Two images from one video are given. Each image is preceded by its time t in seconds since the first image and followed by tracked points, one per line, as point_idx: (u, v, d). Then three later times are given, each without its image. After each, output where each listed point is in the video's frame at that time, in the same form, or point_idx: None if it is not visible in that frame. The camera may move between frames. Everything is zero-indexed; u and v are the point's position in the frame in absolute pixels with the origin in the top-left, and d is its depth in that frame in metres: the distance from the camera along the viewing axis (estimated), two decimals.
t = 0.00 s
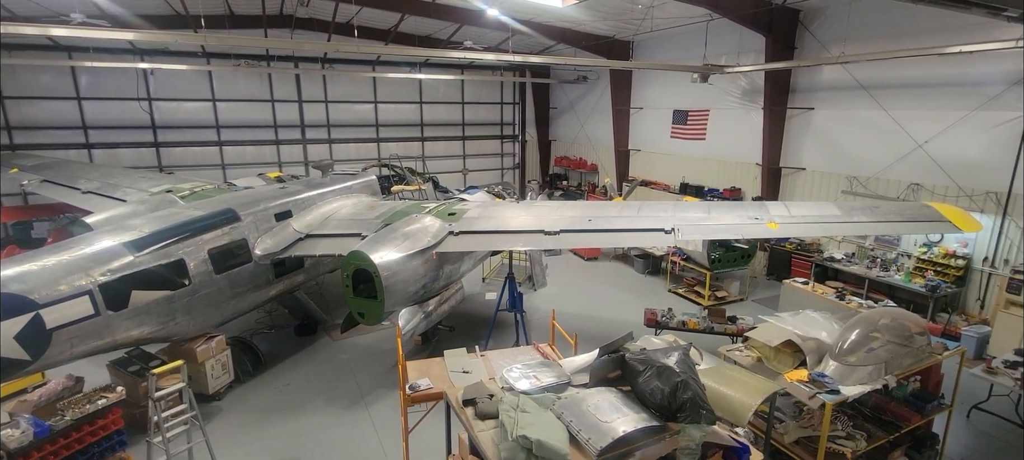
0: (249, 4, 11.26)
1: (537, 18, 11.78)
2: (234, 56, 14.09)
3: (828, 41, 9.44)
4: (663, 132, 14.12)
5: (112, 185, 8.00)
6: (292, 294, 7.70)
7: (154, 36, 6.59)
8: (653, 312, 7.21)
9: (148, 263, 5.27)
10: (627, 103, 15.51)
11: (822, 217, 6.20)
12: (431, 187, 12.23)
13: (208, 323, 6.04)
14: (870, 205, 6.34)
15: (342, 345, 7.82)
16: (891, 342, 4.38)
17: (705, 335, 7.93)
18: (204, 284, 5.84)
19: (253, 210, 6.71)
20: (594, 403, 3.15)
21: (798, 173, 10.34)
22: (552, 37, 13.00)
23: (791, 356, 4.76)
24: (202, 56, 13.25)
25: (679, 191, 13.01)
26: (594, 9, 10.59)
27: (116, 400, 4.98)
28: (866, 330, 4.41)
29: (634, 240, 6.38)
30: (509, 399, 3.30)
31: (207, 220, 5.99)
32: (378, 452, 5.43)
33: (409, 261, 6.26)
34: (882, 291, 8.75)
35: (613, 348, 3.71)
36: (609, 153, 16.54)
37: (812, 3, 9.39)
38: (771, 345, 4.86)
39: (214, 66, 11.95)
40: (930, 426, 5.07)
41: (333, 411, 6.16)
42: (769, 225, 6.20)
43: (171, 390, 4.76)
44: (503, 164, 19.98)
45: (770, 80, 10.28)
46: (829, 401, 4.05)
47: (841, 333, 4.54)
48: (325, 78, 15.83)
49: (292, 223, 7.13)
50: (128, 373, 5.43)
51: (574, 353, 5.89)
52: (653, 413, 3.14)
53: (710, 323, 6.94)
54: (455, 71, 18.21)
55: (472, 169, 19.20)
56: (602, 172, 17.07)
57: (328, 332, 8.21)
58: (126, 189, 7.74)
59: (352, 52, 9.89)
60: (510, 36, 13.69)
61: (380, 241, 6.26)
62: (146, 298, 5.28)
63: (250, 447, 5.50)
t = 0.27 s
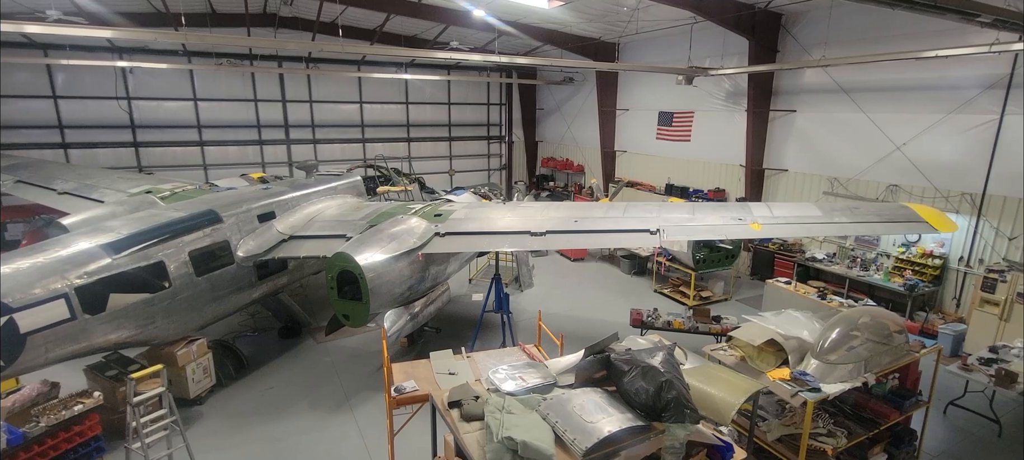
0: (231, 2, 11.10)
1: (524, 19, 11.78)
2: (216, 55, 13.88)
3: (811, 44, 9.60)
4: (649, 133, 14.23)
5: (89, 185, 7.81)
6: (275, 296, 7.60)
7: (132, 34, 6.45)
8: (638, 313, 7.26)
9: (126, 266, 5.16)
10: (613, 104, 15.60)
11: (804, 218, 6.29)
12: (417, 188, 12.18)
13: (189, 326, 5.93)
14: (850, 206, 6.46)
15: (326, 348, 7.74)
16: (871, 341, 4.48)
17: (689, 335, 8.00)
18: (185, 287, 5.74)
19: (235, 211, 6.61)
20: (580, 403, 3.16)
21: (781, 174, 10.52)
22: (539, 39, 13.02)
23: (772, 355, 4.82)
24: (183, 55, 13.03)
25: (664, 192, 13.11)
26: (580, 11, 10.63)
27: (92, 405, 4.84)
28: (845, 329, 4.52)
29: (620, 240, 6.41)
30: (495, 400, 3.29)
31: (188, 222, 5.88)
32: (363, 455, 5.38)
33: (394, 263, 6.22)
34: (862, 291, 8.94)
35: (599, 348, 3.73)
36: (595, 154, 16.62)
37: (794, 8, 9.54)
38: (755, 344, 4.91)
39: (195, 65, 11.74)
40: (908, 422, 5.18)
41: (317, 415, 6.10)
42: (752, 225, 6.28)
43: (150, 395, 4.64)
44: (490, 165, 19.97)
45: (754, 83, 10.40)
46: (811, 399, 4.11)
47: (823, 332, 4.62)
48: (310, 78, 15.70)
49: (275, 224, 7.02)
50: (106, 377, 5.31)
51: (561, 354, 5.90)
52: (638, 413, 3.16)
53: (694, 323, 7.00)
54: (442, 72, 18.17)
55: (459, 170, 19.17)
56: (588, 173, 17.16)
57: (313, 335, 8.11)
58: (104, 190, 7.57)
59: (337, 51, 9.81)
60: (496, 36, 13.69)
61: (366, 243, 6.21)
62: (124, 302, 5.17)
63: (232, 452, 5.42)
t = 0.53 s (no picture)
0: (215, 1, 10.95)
1: (512, 19, 11.79)
2: (199, 54, 13.68)
3: (796, 46, 9.72)
4: (637, 134, 14.31)
5: (69, 186, 7.66)
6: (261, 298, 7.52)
7: (114, 32, 6.34)
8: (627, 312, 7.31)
9: (108, 269, 5.06)
10: (601, 105, 15.66)
11: (789, 217, 6.36)
12: (406, 189, 12.14)
13: (172, 329, 5.84)
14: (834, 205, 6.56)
15: (314, 350, 7.68)
16: (854, 338, 4.57)
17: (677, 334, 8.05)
18: (168, 290, 5.66)
19: (220, 213, 6.52)
20: (568, 403, 3.16)
21: (767, 175, 10.65)
22: (527, 39, 13.04)
23: (758, 353, 4.89)
24: (166, 53, 12.82)
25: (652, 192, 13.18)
26: (568, 12, 10.67)
27: (72, 411, 4.76)
28: (830, 327, 4.59)
29: (608, 241, 6.43)
30: (483, 401, 3.28)
31: (171, 223, 5.79)
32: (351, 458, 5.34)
33: (381, 264, 6.17)
34: (846, 289, 9.10)
35: (587, 348, 3.73)
36: (583, 154, 16.67)
37: (779, 10, 9.65)
38: (740, 342, 4.95)
39: (178, 64, 11.54)
40: (891, 418, 5.27)
41: (304, 418, 6.04)
42: (739, 225, 6.34)
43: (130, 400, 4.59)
44: (479, 165, 19.96)
45: (740, 84, 10.49)
46: (796, 397, 4.16)
47: (805, 330, 4.71)
48: (296, 78, 15.57)
49: (261, 225, 6.95)
50: (87, 382, 5.20)
51: (549, 354, 5.91)
52: (626, 412, 3.17)
53: (682, 322, 7.05)
54: (430, 72, 18.12)
55: (447, 171, 19.13)
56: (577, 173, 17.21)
57: (300, 337, 8.04)
58: (85, 191, 7.44)
59: (324, 51, 9.72)
60: (484, 37, 13.69)
61: (353, 244, 6.17)
62: (106, 305, 5.08)
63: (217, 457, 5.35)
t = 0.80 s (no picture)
0: None
1: (499, 20, 11.80)
2: (181, 53, 13.46)
3: (779, 49, 9.87)
4: (623, 135, 14.39)
5: (46, 188, 7.50)
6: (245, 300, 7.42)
7: (92, 31, 6.22)
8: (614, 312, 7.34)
9: (86, 272, 4.96)
10: (588, 106, 15.72)
11: (773, 218, 6.43)
12: (393, 190, 12.08)
13: (154, 334, 5.74)
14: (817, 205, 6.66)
15: (299, 353, 7.59)
16: (836, 337, 4.67)
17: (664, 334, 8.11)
18: (149, 293, 5.56)
19: (202, 214, 6.43)
20: (555, 404, 3.16)
21: (752, 175, 10.77)
22: (514, 40, 13.06)
23: (743, 351, 4.94)
24: (146, 53, 12.60)
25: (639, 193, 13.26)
26: (554, 13, 10.71)
27: (49, 418, 4.63)
28: (813, 325, 4.67)
29: (595, 241, 6.45)
30: (470, 403, 3.26)
31: (154, 225, 5.69)
32: None
33: (368, 266, 6.13)
34: (829, 288, 9.25)
35: (574, 349, 3.74)
36: (571, 155, 16.72)
37: (762, 13, 9.78)
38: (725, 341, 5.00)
39: (159, 63, 11.34)
40: (872, 415, 5.36)
41: (289, 422, 5.97)
42: (724, 225, 6.40)
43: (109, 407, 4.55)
44: (466, 166, 19.94)
45: (725, 86, 10.59)
46: (780, 395, 4.20)
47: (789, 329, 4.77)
48: (281, 78, 15.43)
49: (245, 227, 6.87)
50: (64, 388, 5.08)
51: (537, 355, 5.91)
52: (613, 413, 3.18)
53: (669, 322, 7.10)
54: (417, 73, 18.05)
55: (435, 171, 19.08)
56: (564, 174, 17.25)
57: (285, 340, 7.95)
58: (62, 192, 7.28)
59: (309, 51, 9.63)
60: (471, 38, 13.68)
61: (338, 246, 6.12)
62: (84, 309, 4.97)
63: None
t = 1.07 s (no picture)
0: None
1: (486, 21, 11.80)
2: (163, 53, 13.25)
3: (763, 50, 10.00)
4: (610, 136, 14.47)
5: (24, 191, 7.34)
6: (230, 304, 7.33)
7: (71, 31, 6.10)
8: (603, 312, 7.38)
9: (64, 277, 4.78)
10: (576, 107, 15.77)
11: (759, 217, 6.51)
12: (380, 192, 12.02)
13: (136, 339, 5.64)
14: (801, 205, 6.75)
15: (286, 357, 7.52)
16: (821, 334, 4.74)
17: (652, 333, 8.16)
18: (131, 298, 5.46)
19: (185, 218, 6.33)
20: (545, 405, 3.16)
21: (738, 175, 10.88)
22: (501, 42, 13.07)
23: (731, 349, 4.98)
24: (127, 53, 12.37)
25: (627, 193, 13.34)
26: (541, 15, 10.75)
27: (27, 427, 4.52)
28: (798, 323, 4.75)
29: (583, 242, 6.47)
30: (460, 405, 3.24)
31: (134, 229, 5.56)
32: None
33: (356, 268, 6.09)
34: (813, 286, 9.40)
35: (563, 349, 3.74)
36: (559, 156, 16.77)
37: (746, 15, 9.90)
38: (712, 339, 5.03)
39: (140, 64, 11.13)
40: (857, 411, 5.45)
41: (276, 427, 5.90)
42: (710, 225, 6.46)
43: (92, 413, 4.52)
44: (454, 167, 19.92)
45: (711, 87, 10.70)
46: (767, 393, 4.25)
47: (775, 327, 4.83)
48: (266, 79, 15.31)
49: (229, 230, 6.80)
50: (44, 396, 4.97)
51: (526, 356, 5.91)
52: (602, 412, 3.19)
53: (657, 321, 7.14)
54: (404, 74, 17.99)
55: (422, 173, 19.04)
56: (552, 175, 17.30)
57: (271, 344, 7.86)
58: (41, 196, 7.13)
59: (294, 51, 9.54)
60: (458, 39, 13.67)
61: (326, 248, 6.08)
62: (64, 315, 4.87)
63: None
